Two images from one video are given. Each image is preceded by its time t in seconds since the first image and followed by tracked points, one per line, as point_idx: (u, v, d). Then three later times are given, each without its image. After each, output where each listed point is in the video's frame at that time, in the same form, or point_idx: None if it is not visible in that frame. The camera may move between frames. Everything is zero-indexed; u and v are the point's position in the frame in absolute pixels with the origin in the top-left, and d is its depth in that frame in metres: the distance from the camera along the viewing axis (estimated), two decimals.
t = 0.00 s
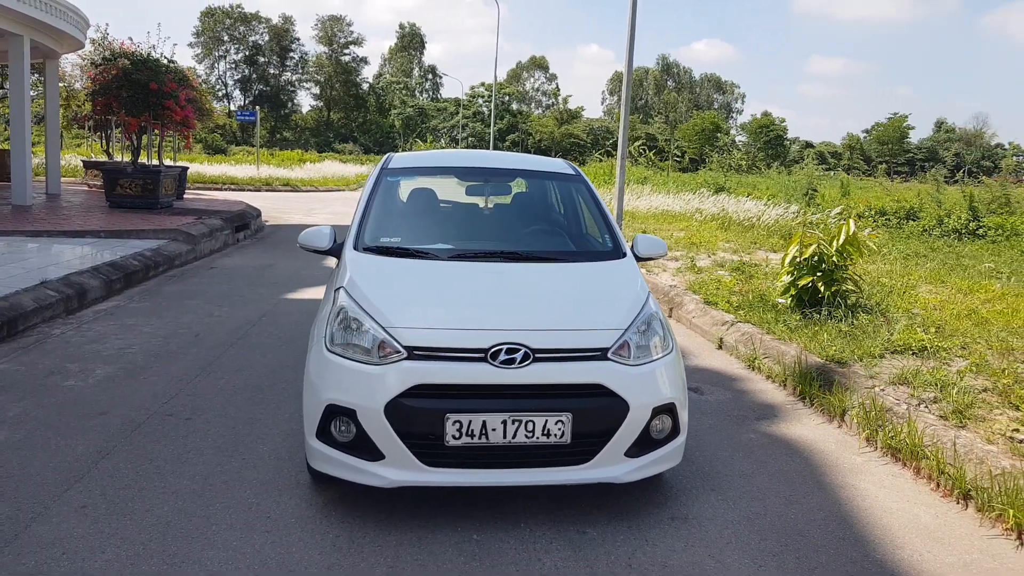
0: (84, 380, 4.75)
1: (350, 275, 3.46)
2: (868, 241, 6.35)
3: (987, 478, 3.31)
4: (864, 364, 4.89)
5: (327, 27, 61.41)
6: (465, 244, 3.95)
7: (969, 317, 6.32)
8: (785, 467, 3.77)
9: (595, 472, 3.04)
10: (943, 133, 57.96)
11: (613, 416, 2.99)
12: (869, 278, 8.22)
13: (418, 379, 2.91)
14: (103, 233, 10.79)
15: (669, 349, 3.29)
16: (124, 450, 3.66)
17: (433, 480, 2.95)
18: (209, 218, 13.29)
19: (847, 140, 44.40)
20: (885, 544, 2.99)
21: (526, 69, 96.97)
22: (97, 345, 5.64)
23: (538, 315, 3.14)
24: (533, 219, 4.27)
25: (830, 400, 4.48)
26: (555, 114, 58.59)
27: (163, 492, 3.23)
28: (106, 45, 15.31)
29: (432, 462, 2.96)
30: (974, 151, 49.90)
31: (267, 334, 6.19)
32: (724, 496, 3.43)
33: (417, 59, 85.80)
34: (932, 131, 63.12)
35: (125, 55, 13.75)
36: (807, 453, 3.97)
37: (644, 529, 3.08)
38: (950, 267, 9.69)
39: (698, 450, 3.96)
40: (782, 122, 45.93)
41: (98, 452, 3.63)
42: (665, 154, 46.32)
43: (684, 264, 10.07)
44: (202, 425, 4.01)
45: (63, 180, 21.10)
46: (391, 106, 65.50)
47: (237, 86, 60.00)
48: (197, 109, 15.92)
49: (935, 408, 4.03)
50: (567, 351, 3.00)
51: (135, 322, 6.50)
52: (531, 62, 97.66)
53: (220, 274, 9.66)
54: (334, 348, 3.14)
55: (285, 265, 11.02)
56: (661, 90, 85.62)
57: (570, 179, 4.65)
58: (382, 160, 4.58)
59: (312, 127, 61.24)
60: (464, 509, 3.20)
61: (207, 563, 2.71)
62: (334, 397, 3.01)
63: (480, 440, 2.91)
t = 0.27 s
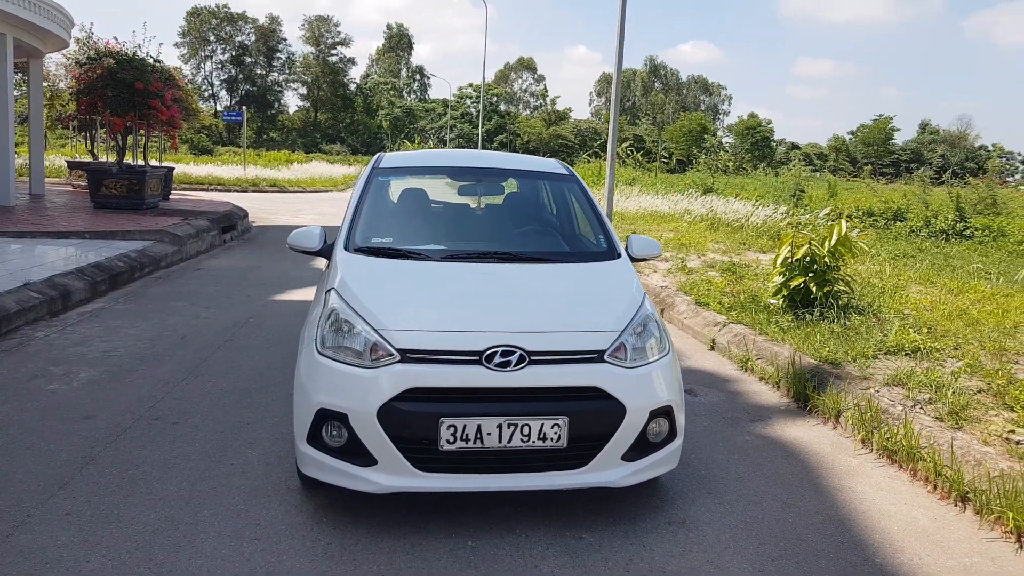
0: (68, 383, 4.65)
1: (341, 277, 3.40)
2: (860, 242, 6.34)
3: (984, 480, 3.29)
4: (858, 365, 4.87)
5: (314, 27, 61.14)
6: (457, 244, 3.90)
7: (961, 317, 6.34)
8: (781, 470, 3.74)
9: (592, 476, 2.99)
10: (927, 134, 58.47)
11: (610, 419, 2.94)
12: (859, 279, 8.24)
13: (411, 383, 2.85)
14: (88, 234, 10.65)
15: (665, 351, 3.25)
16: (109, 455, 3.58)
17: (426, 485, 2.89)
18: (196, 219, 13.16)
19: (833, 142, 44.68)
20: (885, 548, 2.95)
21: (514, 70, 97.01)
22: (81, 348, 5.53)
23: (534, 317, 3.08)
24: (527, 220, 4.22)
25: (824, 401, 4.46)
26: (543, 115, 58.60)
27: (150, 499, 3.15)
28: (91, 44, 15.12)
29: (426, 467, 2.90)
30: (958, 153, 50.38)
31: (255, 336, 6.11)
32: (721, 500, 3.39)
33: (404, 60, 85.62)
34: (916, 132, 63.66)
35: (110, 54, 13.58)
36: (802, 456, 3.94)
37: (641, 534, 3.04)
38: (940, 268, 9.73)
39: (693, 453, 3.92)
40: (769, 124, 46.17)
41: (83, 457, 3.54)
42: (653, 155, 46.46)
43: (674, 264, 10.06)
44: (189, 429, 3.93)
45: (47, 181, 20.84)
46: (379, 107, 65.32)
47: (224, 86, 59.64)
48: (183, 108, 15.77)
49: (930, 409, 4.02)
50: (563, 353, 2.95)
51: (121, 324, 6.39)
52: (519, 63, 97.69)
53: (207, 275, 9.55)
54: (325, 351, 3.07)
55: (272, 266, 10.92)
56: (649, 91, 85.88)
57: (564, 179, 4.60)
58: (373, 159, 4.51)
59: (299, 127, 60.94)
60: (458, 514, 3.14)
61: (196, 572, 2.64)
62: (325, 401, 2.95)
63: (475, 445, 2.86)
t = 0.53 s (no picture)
0: (49, 389, 4.52)
1: (332, 280, 3.31)
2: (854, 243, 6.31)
3: (987, 485, 3.23)
4: (855, 367, 4.82)
5: (299, 26, 60.76)
6: (451, 246, 3.81)
7: (954, 318, 6.32)
8: (780, 475, 3.68)
9: (591, 484, 2.91)
10: (911, 135, 58.95)
11: (610, 426, 2.87)
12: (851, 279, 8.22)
13: (406, 390, 2.77)
14: (70, 235, 10.46)
15: (665, 355, 3.18)
16: (91, 464, 3.46)
17: (421, 496, 2.81)
18: (180, 220, 12.97)
19: (819, 142, 44.94)
20: (888, 555, 2.89)
21: (500, 70, 97.02)
22: (63, 352, 5.39)
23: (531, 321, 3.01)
24: (521, 221, 4.14)
25: (822, 405, 4.41)
26: (530, 115, 58.54)
27: (135, 511, 3.04)
28: (73, 42, 14.89)
29: (422, 477, 2.82)
30: (941, 153, 50.83)
31: (242, 339, 5.99)
32: (721, 506, 3.32)
33: (391, 60, 85.35)
34: (900, 133, 64.17)
35: (92, 52, 13.37)
36: (801, 460, 3.88)
37: (642, 543, 2.97)
38: (930, 269, 9.74)
39: (691, 458, 3.86)
40: (755, 124, 46.36)
41: (65, 467, 3.42)
42: (640, 155, 46.52)
43: (665, 265, 10.02)
44: (175, 437, 3.82)
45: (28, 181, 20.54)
46: (365, 106, 65.03)
47: (208, 85, 59.15)
48: (167, 107, 15.56)
49: (930, 412, 3.97)
50: (562, 359, 2.88)
51: (104, 327, 6.25)
52: (507, 63, 97.62)
53: (192, 277, 9.40)
54: (316, 357, 2.98)
55: (258, 268, 10.77)
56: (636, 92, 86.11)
57: (559, 180, 4.52)
58: (364, 159, 4.42)
59: (284, 127, 60.54)
60: (454, 525, 3.05)
61: None
62: (317, 408, 2.85)
63: (472, 453, 2.77)
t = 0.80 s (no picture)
0: (24, 396, 4.39)
1: (319, 282, 3.22)
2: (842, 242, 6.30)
3: (982, 487, 3.18)
4: (845, 368, 4.80)
5: (280, 24, 60.28)
6: (440, 247, 3.74)
7: (941, 317, 6.33)
8: (774, 478, 3.63)
9: (586, 491, 2.85)
10: (890, 135, 59.55)
11: (605, 431, 2.81)
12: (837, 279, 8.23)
13: (396, 396, 2.69)
14: (46, 236, 10.25)
15: (659, 358, 3.12)
16: (68, 474, 3.35)
17: (412, 505, 2.73)
18: (160, 220, 12.78)
19: (800, 142, 45.27)
20: (886, 559, 2.83)
21: (483, 69, 96.84)
22: (39, 357, 5.25)
23: (524, 324, 2.94)
24: (511, 222, 4.07)
25: (813, 406, 4.37)
26: (513, 115, 58.47)
27: (114, 523, 2.93)
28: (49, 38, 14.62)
29: (412, 486, 2.74)
30: (920, 153, 51.39)
31: (225, 342, 5.87)
32: (716, 511, 3.27)
33: (373, 59, 84.92)
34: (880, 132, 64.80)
35: (68, 50, 13.11)
36: (794, 462, 3.84)
37: (637, 550, 2.91)
38: (914, 267, 9.77)
39: (684, 461, 3.81)
40: (737, 124, 46.60)
41: (40, 477, 3.31)
42: (623, 154, 46.61)
43: (651, 264, 9.99)
44: (156, 444, 3.71)
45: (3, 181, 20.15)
46: (348, 106, 64.65)
47: (188, 84, 58.51)
48: (146, 106, 15.33)
49: (922, 412, 3.93)
50: (556, 363, 2.81)
51: (81, 330, 6.11)
52: (490, 63, 97.46)
53: (173, 279, 9.24)
54: (302, 363, 2.89)
55: (240, 269, 10.62)
56: (619, 92, 86.35)
57: (549, 180, 4.46)
58: (350, 158, 4.33)
59: (266, 126, 60.04)
60: (445, 534, 2.98)
61: None
62: (304, 416, 2.77)
63: (464, 461, 2.70)
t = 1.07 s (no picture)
0: None
1: (298, 285, 3.14)
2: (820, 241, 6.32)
3: (966, 486, 3.18)
4: (826, 367, 4.81)
5: (252, 22, 59.56)
6: (422, 248, 3.67)
7: (918, 316, 6.39)
8: (759, 479, 3.61)
9: (574, 495, 2.81)
10: (860, 135, 60.41)
11: (593, 435, 2.77)
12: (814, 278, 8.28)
13: (380, 402, 2.62)
14: (12, 237, 9.98)
15: (646, 360, 3.09)
16: (36, 483, 3.23)
17: (396, 513, 2.66)
18: (130, 220, 12.52)
19: (773, 142, 45.76)
20: (873, 560, 2.82)
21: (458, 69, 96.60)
22: (5, 362, 5.09)
23: (510, 327, 2.88)
24: (494, 222, 4.02)
25: (796, 406, 4.37)
26: (488, 114, 58.37)
27: (85, 534, 2.83)
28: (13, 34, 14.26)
29: (396, 493, 2.68)
30: (890, 153, 52.21)
31: (199, 345, 5.74)
32: (703, 514, 3.23)
33: (346, 57, 84.30)
34: (850, 133, 65.75)
35: (34, 45, 12.77)
36: (779, 463, 3.83)
37: (625, 555, 2.87)
38: (889, 267, 9.87)
39: (669, 463, 3.78)
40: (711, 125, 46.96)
41: (8, 487, 3.18)
42: (598, 154, 46.73)
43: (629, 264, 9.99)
44: (129, 452, 3.59)
45: None
46: (322, 104, 64.09)
47: (158, 82, 57.57)
48: (115, 103, 15.03)
49: (904, 412, 3.94)
50: (543, 366, 2.76)
51: (49, 334, 5.94)
52: (465, 62, 97.25)
53: (144, 280, 9.05)
54: (282, 367, 2.81)
55: (213, 270, 10.43)
56: (594, 91, 86.65)
57: (531, 179, 4.40)
58: (328, 157, 4.24)
59: (237, 124, 59.29)
60: (429, 541, 2.91)
61: None
62: (284, 422, 2.68)
63: (450, 467, 2.64)
